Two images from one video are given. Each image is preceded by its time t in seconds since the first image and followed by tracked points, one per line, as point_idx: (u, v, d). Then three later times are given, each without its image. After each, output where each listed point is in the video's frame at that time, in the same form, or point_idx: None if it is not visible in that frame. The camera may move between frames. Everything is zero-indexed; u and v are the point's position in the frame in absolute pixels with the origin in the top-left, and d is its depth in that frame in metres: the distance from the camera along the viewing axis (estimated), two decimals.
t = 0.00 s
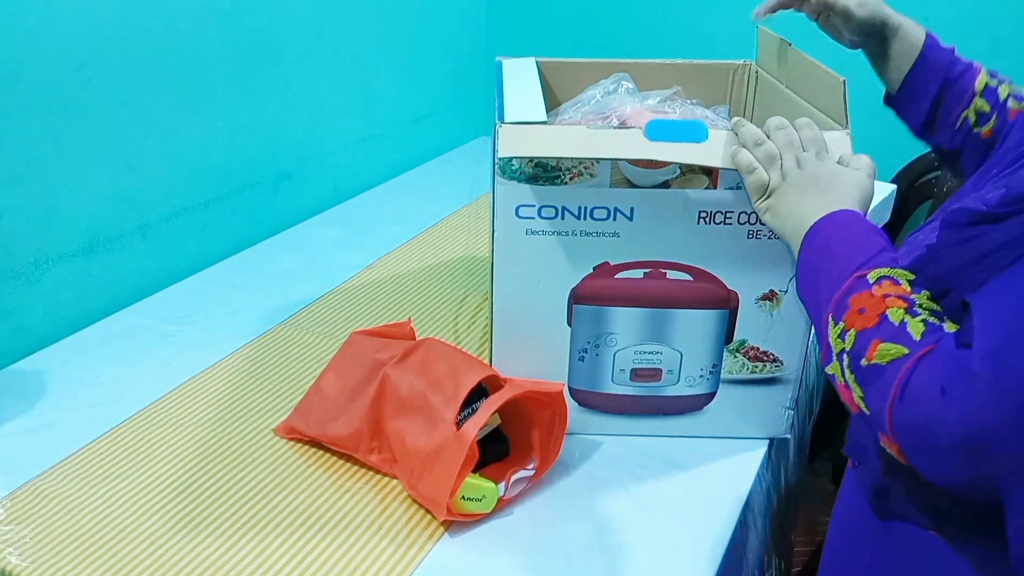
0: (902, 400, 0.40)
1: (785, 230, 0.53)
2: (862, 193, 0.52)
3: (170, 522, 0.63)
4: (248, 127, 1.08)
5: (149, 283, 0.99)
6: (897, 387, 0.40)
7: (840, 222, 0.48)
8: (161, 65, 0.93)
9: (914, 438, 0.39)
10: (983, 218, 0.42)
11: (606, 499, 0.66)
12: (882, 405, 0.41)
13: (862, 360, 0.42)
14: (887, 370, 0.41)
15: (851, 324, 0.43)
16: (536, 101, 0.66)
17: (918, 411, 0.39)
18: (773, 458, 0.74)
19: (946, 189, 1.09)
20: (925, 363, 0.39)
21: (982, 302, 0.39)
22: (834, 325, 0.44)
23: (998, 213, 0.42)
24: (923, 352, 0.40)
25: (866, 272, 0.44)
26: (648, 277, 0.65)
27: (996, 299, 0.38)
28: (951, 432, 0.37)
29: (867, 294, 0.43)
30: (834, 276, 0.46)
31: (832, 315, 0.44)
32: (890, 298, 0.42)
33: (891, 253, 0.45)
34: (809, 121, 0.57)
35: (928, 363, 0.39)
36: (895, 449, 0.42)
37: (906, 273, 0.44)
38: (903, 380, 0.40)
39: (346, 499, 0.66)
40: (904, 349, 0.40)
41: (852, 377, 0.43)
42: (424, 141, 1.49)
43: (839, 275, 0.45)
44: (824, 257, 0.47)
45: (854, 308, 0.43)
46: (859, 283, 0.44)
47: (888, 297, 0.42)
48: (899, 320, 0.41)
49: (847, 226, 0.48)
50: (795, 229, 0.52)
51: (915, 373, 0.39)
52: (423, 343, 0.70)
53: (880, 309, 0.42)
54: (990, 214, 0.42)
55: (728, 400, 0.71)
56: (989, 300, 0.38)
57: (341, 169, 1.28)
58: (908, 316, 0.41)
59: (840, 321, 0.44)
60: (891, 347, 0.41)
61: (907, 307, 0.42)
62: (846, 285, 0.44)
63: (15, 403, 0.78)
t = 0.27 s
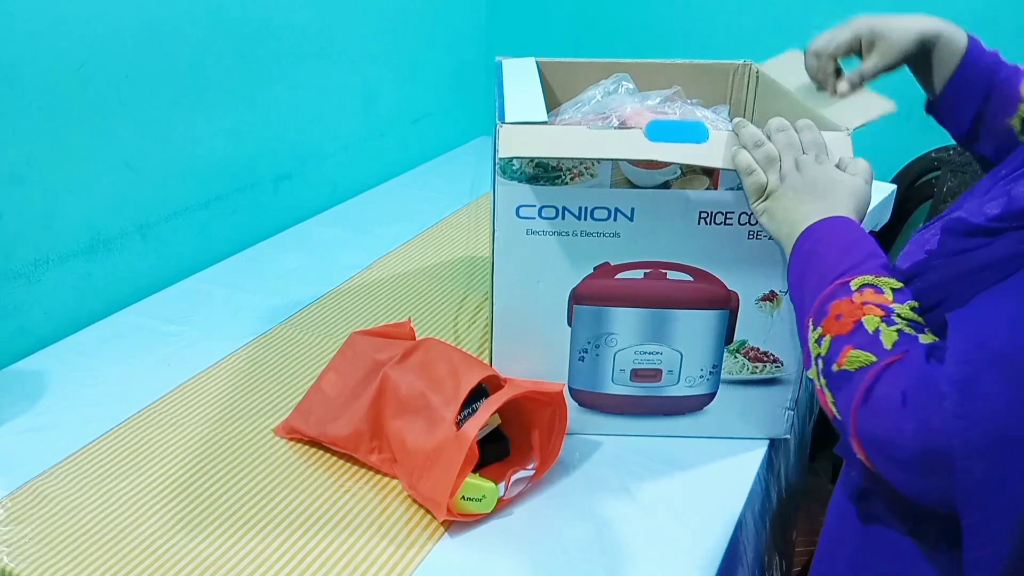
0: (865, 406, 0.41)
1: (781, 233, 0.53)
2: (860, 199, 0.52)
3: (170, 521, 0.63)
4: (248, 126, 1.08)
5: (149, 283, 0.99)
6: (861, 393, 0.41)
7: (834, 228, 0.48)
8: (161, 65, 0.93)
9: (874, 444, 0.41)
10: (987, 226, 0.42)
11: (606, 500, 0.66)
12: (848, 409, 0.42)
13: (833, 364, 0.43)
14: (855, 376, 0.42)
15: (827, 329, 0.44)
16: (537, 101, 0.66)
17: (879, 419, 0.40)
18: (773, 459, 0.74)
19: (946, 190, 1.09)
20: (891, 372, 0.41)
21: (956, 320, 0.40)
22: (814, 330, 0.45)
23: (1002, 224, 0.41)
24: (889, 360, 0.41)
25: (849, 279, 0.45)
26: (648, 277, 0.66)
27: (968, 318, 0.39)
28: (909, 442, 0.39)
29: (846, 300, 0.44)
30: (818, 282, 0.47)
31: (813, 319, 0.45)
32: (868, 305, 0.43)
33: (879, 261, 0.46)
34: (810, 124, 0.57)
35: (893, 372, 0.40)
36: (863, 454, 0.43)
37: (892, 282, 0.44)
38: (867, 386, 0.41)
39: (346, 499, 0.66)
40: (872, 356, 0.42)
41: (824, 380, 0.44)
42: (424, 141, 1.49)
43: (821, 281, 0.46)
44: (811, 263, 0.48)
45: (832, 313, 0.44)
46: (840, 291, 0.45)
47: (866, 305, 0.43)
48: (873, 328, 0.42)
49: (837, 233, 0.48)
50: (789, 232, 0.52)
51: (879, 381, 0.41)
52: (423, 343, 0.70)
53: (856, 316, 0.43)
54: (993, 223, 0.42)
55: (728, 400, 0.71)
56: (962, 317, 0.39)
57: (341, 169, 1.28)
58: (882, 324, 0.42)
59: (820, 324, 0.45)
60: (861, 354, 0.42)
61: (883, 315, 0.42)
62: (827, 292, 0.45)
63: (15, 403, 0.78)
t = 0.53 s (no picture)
0: (843, 398, 0.42)
1: (783, 231, 0.53)
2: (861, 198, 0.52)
3: (170, 521, 0.63)
4: (248, 127, 1.08)
5: (149, 283, 0.99)
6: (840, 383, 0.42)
7: (829, 224, 0.48)
8: (161, 65, 0.93)
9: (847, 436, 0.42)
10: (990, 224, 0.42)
11: (607, 499, 0.66)
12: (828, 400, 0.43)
13: (817, 357, 0.44)
14: (835, 368, 0.43)
15: (815, 322, 0.45)
16: (537, 101, 0.66)
17: (855, 411, 0.41)
18: (772, 458, 0.74)
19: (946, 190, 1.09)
20: (869, 367, 0.41)
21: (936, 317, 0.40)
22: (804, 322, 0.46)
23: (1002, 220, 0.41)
24: (868, 354, 0.42)
25: (842, 274, 0.45)
26: (648, 277, 0.66)
27: (947, 318, 0.39)
28: (882, 434, 0.40)
29: (836, 293, 0.44)
30: (809, 276, 0.47)
31: (803, 311, 0.46)
32: (856, 299, 0.43)
33: (873, 257, 0.46)
34: (811, 122, 0.57)
35: (871, 365, 0.41)
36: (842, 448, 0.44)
37: (884, 278, 0.44)
38: (846, 378, 0.42)
39: (346, 499, 0.66)
40: (852, 349, 0.42)
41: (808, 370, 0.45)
42: (424, 141, 1.49)
43: (815, 275, 0.47)
44: (804, 257, 0.48)
45: (821, 305, 0.45)
46: (829, 285, 0.45)
47: (855, 299, 0.43)
48: (858, 322, 0.43)
49: (836, 229, 0.48)
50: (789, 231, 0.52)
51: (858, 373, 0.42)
52: (423, 343, 0.70)
53: (843, 309, 0.43)
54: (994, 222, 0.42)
55: (728, 400, 0.71)
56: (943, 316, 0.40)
57: (341, 169, 1.28)
58: (867, 318, 0.43)
59: (809, 316, 0.45)
60: (842, 346, 0.43)
61: (870, 309, 0.43)
62: (819, 284, 0.46)
63: (15, 403, 0.78)
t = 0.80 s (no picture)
0: (853, 399, 0.42)
1: (783, 231, 0.53)
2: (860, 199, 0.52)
3: (170, 521, 0.63)
4: (248, 127, 1.08)
5: (149, 283, 0.99)
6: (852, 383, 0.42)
7: (833, 227, 0.49)
8: (161, 65, 0.93)
9: (858, 437, 0.42)
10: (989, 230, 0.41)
11: (607, 499, 0.66)
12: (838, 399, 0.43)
13: (823, 359, 0.44)
14: (844, 370, 0.43)
15: (821, 324, 0.44)
16: (537, 101, 0.66)
17: (865, 412, 0.41)
18: (772, 459, 0.74)
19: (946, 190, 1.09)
20: (879, 368, 0.41)
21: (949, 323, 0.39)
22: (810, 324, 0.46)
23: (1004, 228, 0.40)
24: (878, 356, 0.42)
25: (848, 276, 0.45)
26: (648, 277, 0.66)
27: (959, 322, 0.38)
28: (893, 437, 0.40)
29: (843, 296, 0.44)
30: (813, 275, 0.47)
31: (809, 313, 0.46)
32: (864, 302, 0.43)
33: (877, 259, 0.46)
34: (812, 124, 0.57)
35: (883, 366, 0.41)
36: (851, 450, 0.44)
37: (890, 282, 0.45)
38: (856, 379, 0.42)
39: (346, 499, 0.66)
40: (862, 352, 0.42)
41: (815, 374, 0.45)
42: (424, 141, 1.49)
43: (818, 277, 0.47)
44: (809, 258, 0.48)
45: (828, 308, 0.45)
46: (835, 287, 0.45)
47: (862, 301, 0.43)
48: (867, 324, 0.43)
49: (838, 232, 0.48)
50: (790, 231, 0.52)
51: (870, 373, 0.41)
52: (423, 343, 0.70)
53: (850, 312, 0.43)
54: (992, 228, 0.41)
55: (728, 400, 0.71)
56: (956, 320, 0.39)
57: (341, 168, 1.28)
58: (876, 321, 0.43)
59: (815, 319, 0.45)
60: (851, 349, 0.43)
61: (878, 312, 0.43)
62: (823, 287, 0.46)
63: (16, 403, 0.78)
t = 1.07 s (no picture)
0: (865, 402, 0.42)
1: (783, 232, 0.53)
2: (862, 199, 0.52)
3: (170, 521, 0.63)
4: (248, 126, 1.08)
5: (149, 283, 0.99)
6: (862, 386, 0.42)
7: (837, 228, 0.49)
8: (161, 65, 0.93)
9: (870, 441, 0.42)
10: (991, 233, 0.41)
11: (607, 499, 0.66)
12: (847, 404, 0.43)
13: (833, 361, 0.44)
14: (854, 374, 0.43)
15: (829, 327, 0.45)
16: (537, 101, 0.66)
17: (878, 416, 0.41)
18: (773, 459, 0.74)
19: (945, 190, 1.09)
20: (892, 369, 0.41)
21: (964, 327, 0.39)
22: (816, 324, 0.46)
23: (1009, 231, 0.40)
24: (889, 359, 0.42)
25: (854, 279, 0.45)
26: (648, 277, 0.66)
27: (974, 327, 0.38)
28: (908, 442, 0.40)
29: (851, 298, 0.45)
30: (819, 276, 0.47)
31: (815, 316, 0.46)
32: (872, 305, 0.44)
33: (880, 261, 0.46)
34: (812, 125, 0.57)
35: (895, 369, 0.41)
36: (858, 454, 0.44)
37: (897, 287, 0.45)
38: (868, 382, 0.42)
39: (346, 499, 0.66)
40: (872, 354, 0.43)
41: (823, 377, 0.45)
42: (424, 141, 1.49)
43: (823, 279, 0.47)
44: (813, 259, 0.48)
45: (835, 311, 0.45)
46: (845, 289, 0.45)
47: (870, 304, 0.44)
48: (877, 327, 0.43)
49: (840, 233, 0.48)
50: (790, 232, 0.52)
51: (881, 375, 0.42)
52: (423, 343, 0.70)
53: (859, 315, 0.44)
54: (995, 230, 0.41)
55: (727, 400, 0.71)
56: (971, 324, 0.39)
57: (341, 168, 1.28)
58: (886, 324, 0.43)
59: (822, 322, 0.45)
60: (861, 351, 0.43)
61: (887, 315, 0.43)
62: (829, 290, 0.46)
63: (15, 403, 0.78)
